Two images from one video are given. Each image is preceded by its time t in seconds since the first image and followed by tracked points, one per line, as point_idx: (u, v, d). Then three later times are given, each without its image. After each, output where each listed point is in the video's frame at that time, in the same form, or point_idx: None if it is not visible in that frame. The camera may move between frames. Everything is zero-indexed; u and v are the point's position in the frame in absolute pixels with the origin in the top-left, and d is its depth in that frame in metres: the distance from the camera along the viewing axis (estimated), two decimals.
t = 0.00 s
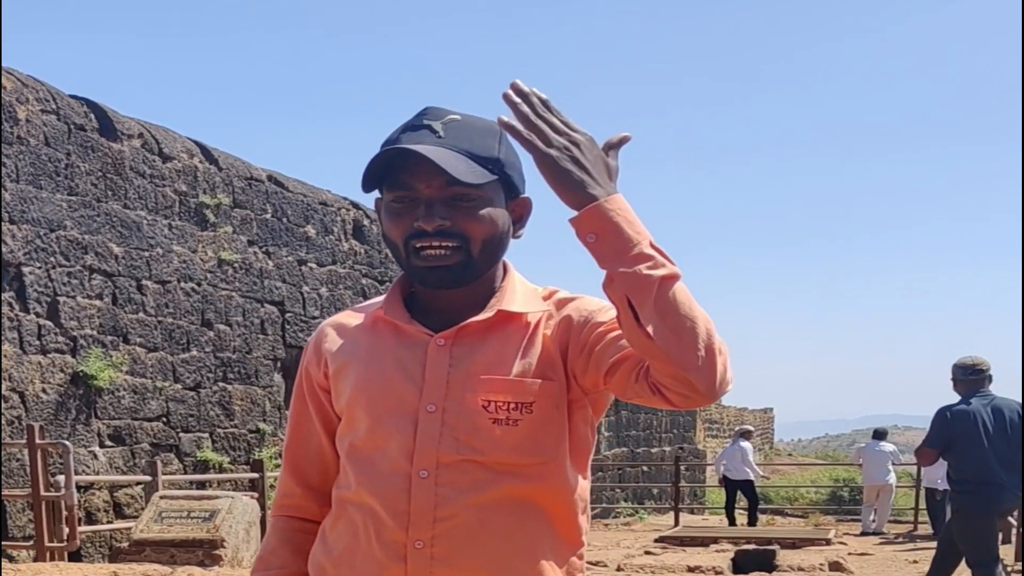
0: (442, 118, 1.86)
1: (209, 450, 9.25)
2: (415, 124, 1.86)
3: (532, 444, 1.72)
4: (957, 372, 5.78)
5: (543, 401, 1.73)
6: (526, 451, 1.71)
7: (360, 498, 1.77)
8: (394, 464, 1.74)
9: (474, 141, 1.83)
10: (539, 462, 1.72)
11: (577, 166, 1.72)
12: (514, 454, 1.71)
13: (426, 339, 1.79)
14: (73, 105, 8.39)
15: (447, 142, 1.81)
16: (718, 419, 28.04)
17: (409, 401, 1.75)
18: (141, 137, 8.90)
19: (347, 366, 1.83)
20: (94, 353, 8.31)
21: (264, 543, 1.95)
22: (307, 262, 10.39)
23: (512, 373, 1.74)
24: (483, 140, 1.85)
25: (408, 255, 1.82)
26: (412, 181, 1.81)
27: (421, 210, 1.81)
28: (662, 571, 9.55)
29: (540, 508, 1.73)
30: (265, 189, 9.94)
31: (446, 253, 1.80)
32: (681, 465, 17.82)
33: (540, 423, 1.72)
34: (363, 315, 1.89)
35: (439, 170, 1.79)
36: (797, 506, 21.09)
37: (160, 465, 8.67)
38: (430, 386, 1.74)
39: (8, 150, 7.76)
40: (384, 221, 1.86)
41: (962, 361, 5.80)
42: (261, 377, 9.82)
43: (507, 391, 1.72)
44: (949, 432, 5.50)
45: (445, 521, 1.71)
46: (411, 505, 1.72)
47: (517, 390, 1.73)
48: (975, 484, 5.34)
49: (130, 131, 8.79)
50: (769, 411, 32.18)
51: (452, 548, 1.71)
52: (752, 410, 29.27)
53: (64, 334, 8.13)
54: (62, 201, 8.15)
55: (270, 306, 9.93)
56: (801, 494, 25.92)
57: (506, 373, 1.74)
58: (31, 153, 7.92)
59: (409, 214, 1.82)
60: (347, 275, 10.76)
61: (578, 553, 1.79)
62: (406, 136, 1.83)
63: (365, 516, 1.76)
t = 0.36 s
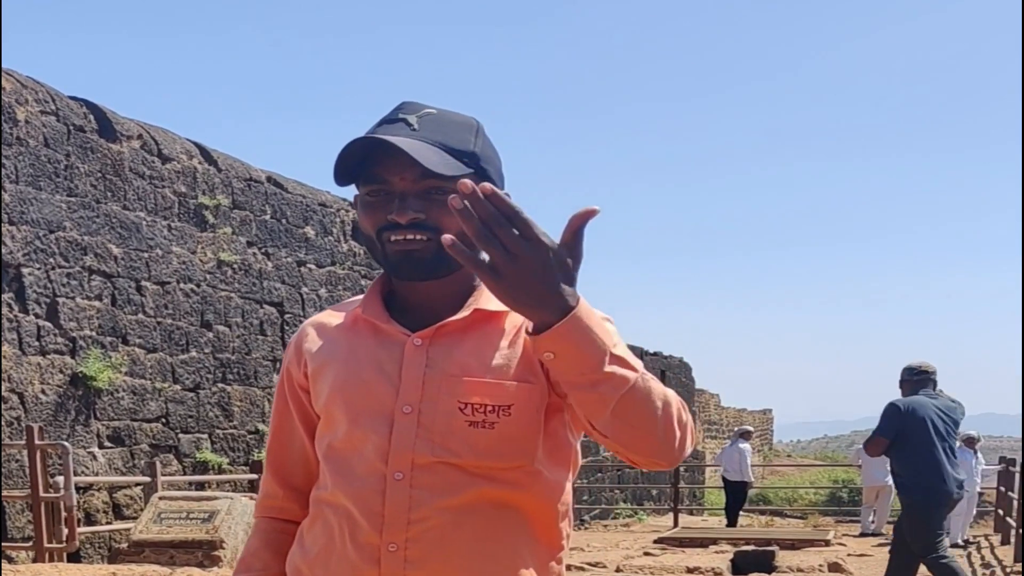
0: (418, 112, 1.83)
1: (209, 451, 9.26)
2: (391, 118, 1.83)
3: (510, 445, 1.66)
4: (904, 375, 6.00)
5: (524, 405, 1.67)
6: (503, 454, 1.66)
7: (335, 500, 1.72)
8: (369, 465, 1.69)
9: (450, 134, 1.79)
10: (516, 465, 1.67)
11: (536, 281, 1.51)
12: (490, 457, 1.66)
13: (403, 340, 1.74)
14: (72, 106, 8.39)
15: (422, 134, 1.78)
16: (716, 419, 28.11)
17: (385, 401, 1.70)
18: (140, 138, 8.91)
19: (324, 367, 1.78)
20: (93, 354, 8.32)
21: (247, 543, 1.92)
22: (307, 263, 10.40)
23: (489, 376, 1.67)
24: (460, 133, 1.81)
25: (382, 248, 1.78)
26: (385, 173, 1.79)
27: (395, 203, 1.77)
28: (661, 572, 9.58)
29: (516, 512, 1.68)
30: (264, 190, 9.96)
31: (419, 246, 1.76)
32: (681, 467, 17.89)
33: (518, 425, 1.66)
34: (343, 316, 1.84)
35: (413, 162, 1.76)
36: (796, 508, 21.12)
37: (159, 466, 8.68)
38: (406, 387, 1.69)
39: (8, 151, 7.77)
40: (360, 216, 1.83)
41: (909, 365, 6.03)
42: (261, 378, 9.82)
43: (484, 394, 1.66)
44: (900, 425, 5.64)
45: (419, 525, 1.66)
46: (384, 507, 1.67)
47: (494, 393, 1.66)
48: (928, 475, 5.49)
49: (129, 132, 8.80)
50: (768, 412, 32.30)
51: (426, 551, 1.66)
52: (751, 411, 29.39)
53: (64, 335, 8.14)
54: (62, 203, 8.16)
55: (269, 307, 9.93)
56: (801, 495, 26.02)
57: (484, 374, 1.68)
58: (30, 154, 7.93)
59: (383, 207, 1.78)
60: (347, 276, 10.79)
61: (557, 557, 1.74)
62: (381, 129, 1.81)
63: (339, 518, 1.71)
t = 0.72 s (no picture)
0: (396, 106, 1.86)
1: (212, 450, 9.25)
2: (371, 112, 1.86)
3: (491, 444, 1.67)
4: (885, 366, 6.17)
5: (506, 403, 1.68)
6: (485, 453, 1.67)
7: (318, 500, 1.73)
8: (352, 464, 1.70)
9: (430, 126, 1.82)
10: (498, 464, 1.67)
11: (495, 389, 1.51)
12: (472, 454, 1.67)
13: (386, 337, 1.76)
14: (76, 105, 8.38)
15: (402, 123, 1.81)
16: (720, 418, 28.14)
17: (368, 400, 1.71)
18: (144, 137, 8.90)
19: (305, 367, 1.79)
20: (96, 353, 8.31)
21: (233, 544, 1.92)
22: (310, 263, 10.40)
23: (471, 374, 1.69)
24: (439, 126, 1.84)
25: (362, 240, 1.81)
26: (366, 165, 1.82)
27: (375, 194, 1.80)
28: (664, 571, 9.57)
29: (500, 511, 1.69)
30: (267, 189, 9.95)
31: (400, 236, 1.78)
32: (684, 466, 17.89)
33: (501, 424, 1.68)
34: (327, 315, 1.85)
35: (394, 152, 1.79)
36: (801, 507, 21.09)
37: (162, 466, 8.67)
38: (388, 387, 1.71)
39: (11, 151, 7.76)
40: (341, 210, 1.86)
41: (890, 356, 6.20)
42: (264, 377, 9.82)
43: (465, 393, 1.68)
44: (876, 415, 5.85)
45: (400, 525, 1.67)
46: (366, 506, 1.68)
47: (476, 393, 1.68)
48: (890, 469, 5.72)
49: (133, 131, 8.79)
50: (772, 412, 32.29)
51: (408, 550, 1.67)
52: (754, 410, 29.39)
53: (67, 334, 8.13)
54: (65, 202, 8.15)
55: (272, 305, 9.92)
56: (804, 494, 26.01)
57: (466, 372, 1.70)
58: (34, 153, 7.92)
59: (363, 200, 1.81)
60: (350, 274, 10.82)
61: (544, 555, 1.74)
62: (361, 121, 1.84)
63: (322, 518, 1.72)
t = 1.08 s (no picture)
0: (378, 105, 1.92)
1: (215, 451, 9.26)
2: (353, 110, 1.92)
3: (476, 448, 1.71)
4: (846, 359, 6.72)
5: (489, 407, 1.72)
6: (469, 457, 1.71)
7: (303, 504, 1.76)
8: (337, 467, 1.74)
9: (412, 123, 1.89)
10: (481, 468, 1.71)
11: (474, 467, 1.51)
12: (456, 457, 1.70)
13: (369, 339, 1.80)
14: (79, 106, 8.39)
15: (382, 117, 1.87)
16: (724, 419, 28.16)
17: (353, 403, 1.75)
18: (147, 138, 8.90)
19: (290, 372, 1.83)
20: (100, 353, 8.31)
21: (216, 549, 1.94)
22: (313, 263, 10.42)
23: (455, 378, 1.73)
24: (421, 123, 1.91)
25: (342, 233, 1.86)
26: (348, 159, 1.88)
27: (356, 188, 1.86)
28: (667, 572, 9.57)
29: (484, 515, 1.71)
30: (271, 190, 9.95)
31: (379, 229, 1.84)
32: (688, 466, 17.88)
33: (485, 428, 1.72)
34: (309, 315, 1.90)
35: (376, 147, 1.85)
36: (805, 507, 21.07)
37: (166, 466, 8.67)
38: (372, 391, 1.75)
39: (15, 152, 7.76)
40: (322, 207, 1.92)
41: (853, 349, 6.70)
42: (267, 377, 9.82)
43: (448, 398, 1.72)
44: (828, 411, 6.51)
45: (385, 528, 1.70)
46: (351, 510, 1.72)
47: (460, 397, 1.72)
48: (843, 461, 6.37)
49: (137, 132, 8.80)
50: (776, 412, 32.32)
51: (394, 553, 1.70)
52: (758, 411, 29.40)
53: (70, 335, 8.13)
54: (69, 203, 8.15)
55: (276, 306, 9.93)
56: (808, 495, 26.02)
57: (449, 375, 1.73)
58: (37, 155, 7.92)
59: (344, 194, 1.87)
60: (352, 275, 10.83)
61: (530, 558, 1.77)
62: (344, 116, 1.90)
63: (308, 521, 1.76)
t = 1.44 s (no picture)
0: (379, 103, 1.93)
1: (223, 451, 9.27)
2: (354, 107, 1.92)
3: (477, 448, 1.77)
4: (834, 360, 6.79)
5: (491, 409, 1.79)
6: (471, 457, 1.77)
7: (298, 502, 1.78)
8: (336, 464, 1.76)
9: (414, 122, 1.90)
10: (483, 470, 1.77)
11: (452, 549, 1.57)
12: (457, 458, 1.76)
13: (370, 338, 1.84)
14: (88, 107, 8.41)
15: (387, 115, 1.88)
16: (731, 419, 28.15)
17: (354, 401, 1.79)
18: (155, 139, 8.92)
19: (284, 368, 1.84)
20: (108, 355, 8.32)
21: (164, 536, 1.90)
22: (320, 265, 10.44)
23: (457, 379, 1.79)
24: (422, 122, 1.92)
25: (342, 230, 1.87)
26: (351, 155, 1.88)
27: (358, 184, 1.87)
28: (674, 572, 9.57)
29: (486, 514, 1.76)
30: (278, 191, 9.97)
31: (380, 229, 1.85)
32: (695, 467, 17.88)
33: (487, 430, 1.78)
34: (299, 312, 1.92)
35: (380, 144, 1.86)
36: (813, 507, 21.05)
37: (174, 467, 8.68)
38: (375, 389, 1.78)
39: (23, 153, 7.79)
40: (320, 203, 1.92)
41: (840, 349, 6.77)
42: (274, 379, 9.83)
43: (450, 398, 1.78)
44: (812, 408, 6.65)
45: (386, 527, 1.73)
46: (352, 509, 1.74)
47: (462, 397, 1.78)
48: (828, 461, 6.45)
49: (144, 134, 8.82)
50: (783, 412, 32.33)
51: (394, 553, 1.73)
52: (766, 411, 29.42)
53: (79, 336, 8.15)
54: (77, 204, 8.17)
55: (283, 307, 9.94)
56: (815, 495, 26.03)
57: (454, 377, 1.79)
58: (45, 156, 7.95)
59: (346, 191, 1.87)
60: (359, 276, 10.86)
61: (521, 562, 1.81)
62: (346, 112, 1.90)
63: (303, 521, 1.77)
